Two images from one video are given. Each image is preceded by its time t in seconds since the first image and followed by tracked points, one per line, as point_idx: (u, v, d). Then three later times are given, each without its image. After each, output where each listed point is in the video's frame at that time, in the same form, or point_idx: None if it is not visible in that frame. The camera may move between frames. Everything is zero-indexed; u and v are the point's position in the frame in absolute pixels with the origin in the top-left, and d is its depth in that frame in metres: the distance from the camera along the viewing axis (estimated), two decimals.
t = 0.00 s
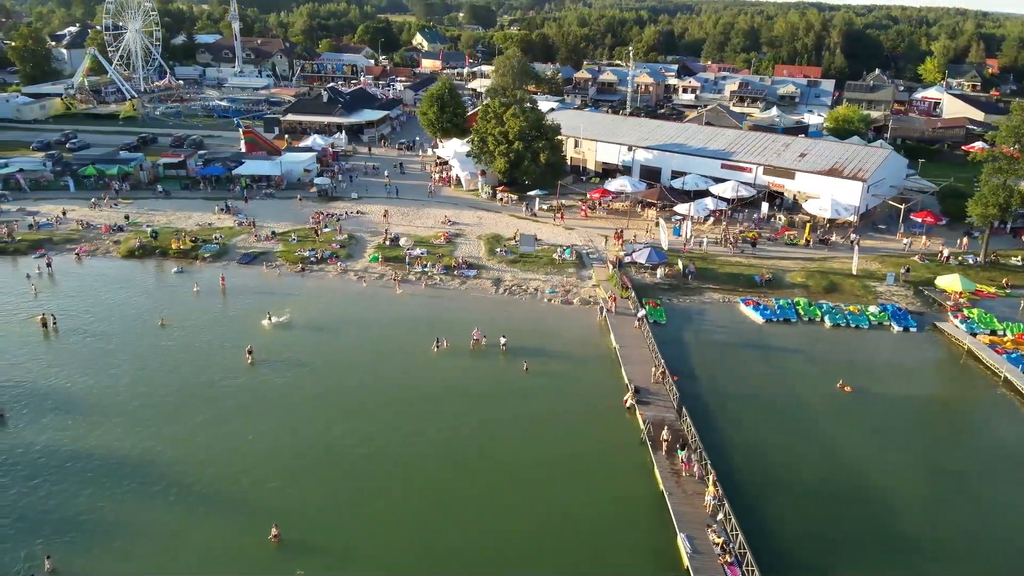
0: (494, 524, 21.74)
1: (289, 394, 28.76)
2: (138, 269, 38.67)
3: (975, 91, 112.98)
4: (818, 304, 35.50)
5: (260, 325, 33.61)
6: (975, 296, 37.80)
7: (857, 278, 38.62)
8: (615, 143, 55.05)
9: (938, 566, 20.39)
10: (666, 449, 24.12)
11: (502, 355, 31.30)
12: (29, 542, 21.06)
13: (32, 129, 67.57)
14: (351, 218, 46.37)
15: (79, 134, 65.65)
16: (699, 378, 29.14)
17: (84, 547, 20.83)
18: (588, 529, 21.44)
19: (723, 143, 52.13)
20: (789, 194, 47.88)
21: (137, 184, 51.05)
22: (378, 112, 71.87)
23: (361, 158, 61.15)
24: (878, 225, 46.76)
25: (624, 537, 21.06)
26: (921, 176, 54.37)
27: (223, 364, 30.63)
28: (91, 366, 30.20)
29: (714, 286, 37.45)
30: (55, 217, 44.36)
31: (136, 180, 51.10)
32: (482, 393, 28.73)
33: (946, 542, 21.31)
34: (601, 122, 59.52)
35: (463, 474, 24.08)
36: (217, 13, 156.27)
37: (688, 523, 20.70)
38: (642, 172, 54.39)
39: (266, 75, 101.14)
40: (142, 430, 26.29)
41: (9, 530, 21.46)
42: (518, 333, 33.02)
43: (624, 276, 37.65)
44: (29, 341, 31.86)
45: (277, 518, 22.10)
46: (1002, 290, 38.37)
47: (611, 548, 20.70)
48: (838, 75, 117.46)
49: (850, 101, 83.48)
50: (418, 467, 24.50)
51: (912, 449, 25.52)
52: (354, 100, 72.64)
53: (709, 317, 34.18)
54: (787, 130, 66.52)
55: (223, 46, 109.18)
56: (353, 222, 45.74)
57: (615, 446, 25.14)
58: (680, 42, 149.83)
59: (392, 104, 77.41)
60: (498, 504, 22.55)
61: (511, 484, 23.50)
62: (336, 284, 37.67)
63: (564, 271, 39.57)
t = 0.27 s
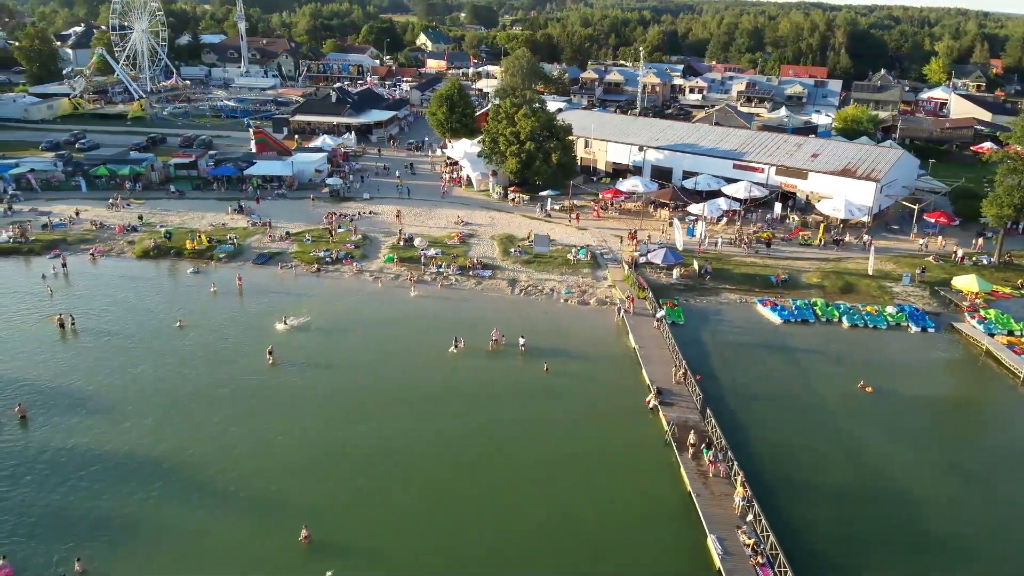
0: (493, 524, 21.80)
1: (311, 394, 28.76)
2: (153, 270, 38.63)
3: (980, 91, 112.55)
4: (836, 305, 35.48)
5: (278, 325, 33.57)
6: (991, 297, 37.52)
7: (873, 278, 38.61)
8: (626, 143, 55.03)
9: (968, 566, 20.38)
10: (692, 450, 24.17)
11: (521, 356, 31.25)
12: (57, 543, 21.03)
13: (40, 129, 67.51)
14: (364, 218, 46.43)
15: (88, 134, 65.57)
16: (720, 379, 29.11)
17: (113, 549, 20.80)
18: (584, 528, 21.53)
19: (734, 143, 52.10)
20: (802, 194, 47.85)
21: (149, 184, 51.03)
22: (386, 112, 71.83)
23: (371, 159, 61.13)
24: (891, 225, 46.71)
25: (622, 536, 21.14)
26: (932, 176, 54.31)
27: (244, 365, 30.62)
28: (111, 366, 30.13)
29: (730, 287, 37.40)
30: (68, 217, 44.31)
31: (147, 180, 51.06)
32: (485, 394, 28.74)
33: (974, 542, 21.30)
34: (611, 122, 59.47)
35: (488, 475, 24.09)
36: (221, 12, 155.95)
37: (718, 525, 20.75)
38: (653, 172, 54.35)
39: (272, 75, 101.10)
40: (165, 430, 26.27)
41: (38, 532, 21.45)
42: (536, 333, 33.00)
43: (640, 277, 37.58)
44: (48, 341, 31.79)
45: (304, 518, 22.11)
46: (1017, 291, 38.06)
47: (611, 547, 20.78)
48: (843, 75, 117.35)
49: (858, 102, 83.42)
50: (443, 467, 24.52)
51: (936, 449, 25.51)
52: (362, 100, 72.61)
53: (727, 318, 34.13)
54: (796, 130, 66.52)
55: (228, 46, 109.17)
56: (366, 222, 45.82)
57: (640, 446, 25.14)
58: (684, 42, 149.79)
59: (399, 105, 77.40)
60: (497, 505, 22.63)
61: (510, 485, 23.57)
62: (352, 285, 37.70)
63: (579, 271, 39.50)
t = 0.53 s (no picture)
0: (493, 524, 21.80)
1: (331, 394, 28.72)
2: (167, 271, 38.61)
3: (985, 91, 112.35)
4: (853, 306, 35.48)
5: (296, 326, 33.54)
6: (1007, 297, 37.47)
7: (888, 279, 38.61)
8: (637, 143, 55.01)
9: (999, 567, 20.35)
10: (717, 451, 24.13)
11: (540, 357, 31.20)
12: (85, 545, 20.98)
13: (49, 129, 67.45)
14: (377, 219, 46.60)
15: (97, 134, 65.51)
16: (742, 380, 29.08)
17: (141, 550, 20.76)
18: (580, 529, 21.56)
19: (746, 143, 52.05)
20: (814, 195, 47.80)
21: (160, 184, 51.00)
22: (394, 113, 71.81)
23: (380, 159, 61.15)
24: (904, 225, 46.65)
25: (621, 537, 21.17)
26: (943, 177, 54.27)
27: (264, 365, 30.58)
28: (131, 366, 30.08)
29: (747, 288, 37.37)
30: (82, 218, 44.25)
31: (158, 180, 51.01)
32: (496, 394, 28.73)
33: (1003, 543, 21.26)
34: (621, 122, 59.43)
35: (512, 476, 24.04)
36: (224, 12, 155.75)
37: (748, 526, 20.75)
38: (664, 172, 54.33)
39: (278, 75, 101.12)
40: (188, 431, 26.23)
41: (65, 533, 21.40)
42: (555, 333, 32.97)
43: (655, 278, 37.53)
44: (66, 342, 31.73)
45: (330, 518, 22.09)
46: None
47: (611, 548, 20.80)
48: (849, 75, 117.30)
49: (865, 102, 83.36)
50: (468, 468, 24.47)
51: (960, 450, 25.50)
52: (371, 100, 72.55)
53: (745, 319, 34.10)
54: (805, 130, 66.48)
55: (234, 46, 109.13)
56: (380, 223, 45.97)
57: (664, 446, 25.10)
58: (688, 43, 149.82)
59: (407, 105, 77.39)
60: (495, 504, 22.66)
61: (510, 485, 23.60)
62: (369, 286, 37.71)
63: (594, 271, 39.46)
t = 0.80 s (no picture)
0: (493, 525, 21.88)
1: (353, 395, 28.72)
2: (182, 271, 38.61)
3: (990, 91, 112.11)
4: (870, 307, 35.52)
5: (314, 326, 33.56)
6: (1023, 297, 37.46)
7: (903, 279, 38.63)
8: (647, 144, 55.03)
9: None
10: (742, 452, 24.14)
11: (560, 357, 31.20)
12: (115, 547, 21.01)
13: (58, 129, 67.42)
14: (389, 219, 46.73)
15: (105, 135, 65.46)
16: (763, 380, 29.08)
17: (171, 551, 20.79)
18: (579, 530, 21.65)
19: (757, 143, 52.05)
20: (826, 195, 47.81)
21: (172, 185, 51.00)
22: (402, 113, 71.80)
23: (390, 159, 61.19)
24: (916, 226, 46.65)
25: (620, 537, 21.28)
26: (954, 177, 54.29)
27: (284, 365, 30.60)
28: (152, 367, 30.06)
29: (763, 288, 37.39)
30: (95, 218, 44.22)
31: (170, 180, 51.00)
32: (517, 395, 28.73)
33: None
34: (631, 122, 59.42)
35: (538, 476, 24.03)
36: (227, 11, 155.48)
37: (777, 527, 20.80)
38: (674, 172, 54.32)
39: (284, 75, 101.15)
40: (212, 431, 26.24)
41: (94, 535, 21.42)
42: (574, 334, 32.98)
43: (671, 278, 37.50)
44: (85, 343, 31.70)
45: (358, 518, 22.13)
46: None
47: (611, 550, 20.89)
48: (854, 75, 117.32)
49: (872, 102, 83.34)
50: (493, 468, 24.47)
51: (985, 451, 25.48)
52: (379, 101, 72.52)
53: (763, 320, 34.10)
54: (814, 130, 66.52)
55: (239, 46, 109.10)
56: (392, 223, 46.10)
57: (689, 447, 25.10)
58: (692, 42, 149.82)
59: (415, 105, 77.41)
60: (495, 504, 22.73)
61: (511, 485, 23.69)
62: (384, 286, 37.76)
63: (609, 272, 39.44)
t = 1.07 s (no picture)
0: (494, 525, 21.85)
1: (375, 395, 28.70)
2: (196, 272, 38.58)
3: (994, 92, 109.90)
4: (887, 307, 35.54)
5: (333, 326, 33.55)
6: None
7: (919, 279, 38.68)
8: (658, 144, 55.03)
9: None
10: (768, 453, 24.17)
11: (579, 358, 31.20)
12: (144, 547, 21.03)
13: (66, 129, 67.38)
14: (402, 219, 46.86)
15: (114, 135, 65.43)
16: (785, 381, 29.08)
17: (201, 551, 20.80)
18: (580, 530, 21.64)
19: (769, 144, 52.04)
20: (839, 195, 47.81)
21: (183, 185, 50.95)
22: (410, 113, 71.78)
23: (399, 160, 61.21)
24: (929, 226, 46.65)
25: (620, 537, 21.29)
26: (965, 177, 54.27)
27: (305, 365, 30.59)
28: (172, 367, 30.05)
29: (779, 288, 37.41)
30: (108, 218, 44.19)
31: (181, 180, 50.95)
32: (539, 395, 28.73)
33: None
34: (641, 122, 59.40)
35: (563, 477, 24.01)
36: (230, 11, 155.28)
37: (807, 528, 20.88)
38: (685, 172, 54.34)
39: (289, 75, 101.15)
40: (236, 431, 26.24)
41: (125, 535, 21.44)
42: (593, 335, 32.99)
43: (687, 278, 37.48)
44: (104, 344, 31.67)
45: (385, 518, 22.15)
46: None
47: (610, 549, 20.88)
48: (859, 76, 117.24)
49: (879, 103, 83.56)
50: (519, 468, 24.47)
51: (1009, 451, 25.47)
52: (387, 101, 72.47)
53: (781, 320, 34.09)
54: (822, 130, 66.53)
55: (244, 47, 109.06)
56: (405, 224, 46.23)
57: (714, 447, 25.10)
58: (696, 42, 149.74)
59: (423, 105, 77.41)
60: (495, 505, 22.72)
61: (511, 484, 23.66)
62: (400, 287, 37.82)
63: (624, 272, 39.40)
